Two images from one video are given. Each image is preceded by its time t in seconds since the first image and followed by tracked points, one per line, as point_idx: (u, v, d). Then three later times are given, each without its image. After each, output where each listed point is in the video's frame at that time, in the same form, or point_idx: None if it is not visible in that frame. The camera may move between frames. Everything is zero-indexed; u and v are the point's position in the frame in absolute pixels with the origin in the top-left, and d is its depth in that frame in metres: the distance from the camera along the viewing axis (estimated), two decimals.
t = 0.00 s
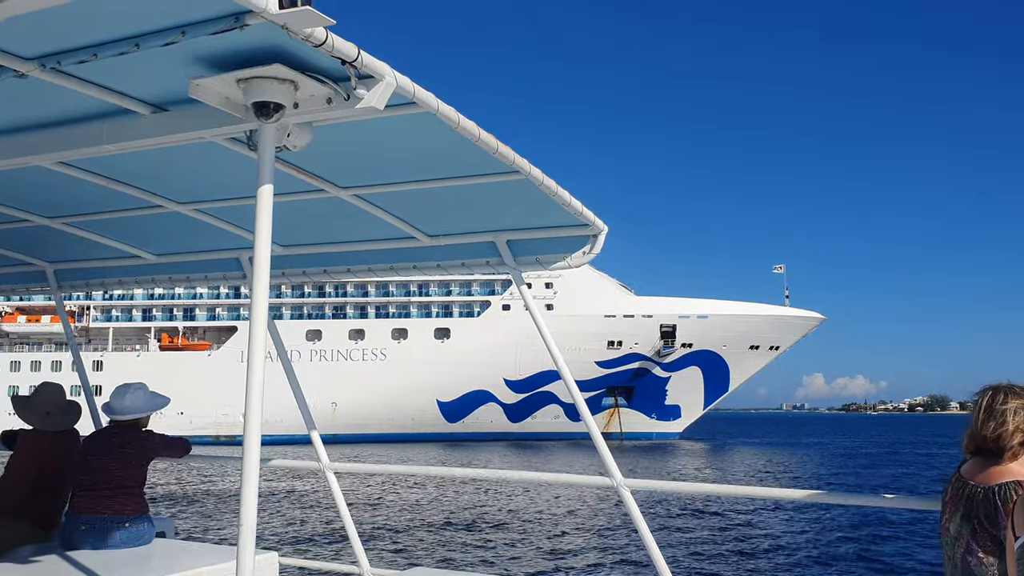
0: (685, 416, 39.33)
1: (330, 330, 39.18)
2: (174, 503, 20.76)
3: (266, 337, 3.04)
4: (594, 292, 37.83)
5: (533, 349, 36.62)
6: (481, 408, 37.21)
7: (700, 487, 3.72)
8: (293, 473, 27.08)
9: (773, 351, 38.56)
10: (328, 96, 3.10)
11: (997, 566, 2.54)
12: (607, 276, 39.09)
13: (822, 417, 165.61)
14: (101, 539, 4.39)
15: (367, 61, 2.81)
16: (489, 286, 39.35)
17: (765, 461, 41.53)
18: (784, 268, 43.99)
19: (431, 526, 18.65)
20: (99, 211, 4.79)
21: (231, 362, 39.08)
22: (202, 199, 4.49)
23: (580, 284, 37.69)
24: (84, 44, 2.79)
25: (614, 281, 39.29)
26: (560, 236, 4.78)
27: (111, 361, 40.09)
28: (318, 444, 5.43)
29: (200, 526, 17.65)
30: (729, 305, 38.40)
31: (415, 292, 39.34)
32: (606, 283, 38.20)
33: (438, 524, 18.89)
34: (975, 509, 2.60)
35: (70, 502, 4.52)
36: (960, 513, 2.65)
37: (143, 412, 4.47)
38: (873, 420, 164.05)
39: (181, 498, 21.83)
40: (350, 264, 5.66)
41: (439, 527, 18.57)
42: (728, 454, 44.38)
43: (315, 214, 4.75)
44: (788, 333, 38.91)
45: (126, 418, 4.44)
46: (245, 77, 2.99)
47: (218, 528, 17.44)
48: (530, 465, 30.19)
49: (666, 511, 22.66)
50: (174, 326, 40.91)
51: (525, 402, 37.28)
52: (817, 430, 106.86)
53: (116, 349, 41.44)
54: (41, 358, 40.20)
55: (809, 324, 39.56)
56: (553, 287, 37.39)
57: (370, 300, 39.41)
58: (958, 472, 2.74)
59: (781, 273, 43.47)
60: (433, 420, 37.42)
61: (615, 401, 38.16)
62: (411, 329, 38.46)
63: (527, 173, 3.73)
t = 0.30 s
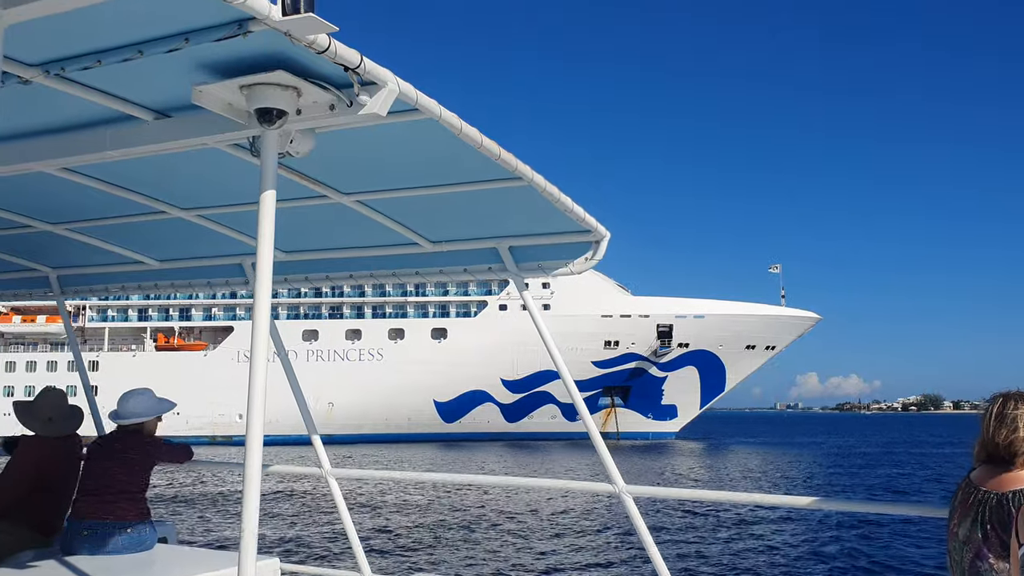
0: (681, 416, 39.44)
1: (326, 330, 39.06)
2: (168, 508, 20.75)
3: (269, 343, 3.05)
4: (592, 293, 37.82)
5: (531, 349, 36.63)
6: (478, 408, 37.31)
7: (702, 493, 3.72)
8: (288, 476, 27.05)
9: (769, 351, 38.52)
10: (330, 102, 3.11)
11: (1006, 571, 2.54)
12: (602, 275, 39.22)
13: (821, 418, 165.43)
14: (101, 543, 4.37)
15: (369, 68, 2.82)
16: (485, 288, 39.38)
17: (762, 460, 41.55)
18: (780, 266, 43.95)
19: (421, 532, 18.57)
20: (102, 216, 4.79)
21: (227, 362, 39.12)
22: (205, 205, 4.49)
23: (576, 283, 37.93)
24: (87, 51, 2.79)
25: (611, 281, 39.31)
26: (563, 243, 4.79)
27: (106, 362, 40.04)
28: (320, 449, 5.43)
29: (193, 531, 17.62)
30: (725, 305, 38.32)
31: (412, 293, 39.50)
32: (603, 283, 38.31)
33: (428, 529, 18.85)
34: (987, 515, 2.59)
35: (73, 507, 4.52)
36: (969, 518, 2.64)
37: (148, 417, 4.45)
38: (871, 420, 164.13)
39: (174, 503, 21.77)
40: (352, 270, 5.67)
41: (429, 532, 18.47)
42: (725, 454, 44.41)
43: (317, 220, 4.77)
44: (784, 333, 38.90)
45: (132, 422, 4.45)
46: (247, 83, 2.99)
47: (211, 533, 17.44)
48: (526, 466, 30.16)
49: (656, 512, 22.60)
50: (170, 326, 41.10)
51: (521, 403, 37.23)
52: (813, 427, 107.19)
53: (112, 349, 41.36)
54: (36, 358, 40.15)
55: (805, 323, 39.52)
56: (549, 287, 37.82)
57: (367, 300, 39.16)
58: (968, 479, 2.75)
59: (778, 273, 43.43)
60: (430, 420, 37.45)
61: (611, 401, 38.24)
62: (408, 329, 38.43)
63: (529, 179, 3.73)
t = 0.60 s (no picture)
0: (677, 416, 39.59)
1: (323, 329, 39.12)
2: (164, 512, 20.76)
3: (271, 349, 3.05)
4: (588, 294, 37.90)
5: (528, 349, 36.60)
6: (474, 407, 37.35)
7: (704, 497, 3.72)
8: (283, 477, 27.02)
9: (766, 351, 38.54)
10: (332, 108, 3.12)
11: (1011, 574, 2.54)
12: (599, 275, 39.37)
13: (819, 417, 165.38)
14: (103, 548, 4.38)
15: (371, 73, 2.82)
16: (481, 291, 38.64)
17: (759, 459, 41.59)
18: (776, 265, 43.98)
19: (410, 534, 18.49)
20: (104, 222, 4.80)
21: (223, 361, 39.15)
22: (207, 211, 4.50)
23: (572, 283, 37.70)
24: (89, 59, 2.80)
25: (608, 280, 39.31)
26: (564, 248, 4.79)
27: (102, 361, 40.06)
28: (321, 452, 5.41)
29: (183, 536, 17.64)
30: (722, 305, 38.35)
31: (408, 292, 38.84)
32: (600, 283, 38.27)
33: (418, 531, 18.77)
34: (993, 519, 2.58)
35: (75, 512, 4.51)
36: (975, 522, 2.64)
37: (156, 421, 4.48)
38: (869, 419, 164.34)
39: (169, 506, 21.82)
40: (354, 275, 5.66)
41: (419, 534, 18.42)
42: (721, 453, 44.48)
43: (318, 226, 4.77)
44: (780, 332, 38.90)
45: (137, 426, 4.45)
46: (250, 89, 3.00)
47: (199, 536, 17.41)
48: (522, 465, 30.18)
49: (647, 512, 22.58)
50: (166, 325, 40.64)
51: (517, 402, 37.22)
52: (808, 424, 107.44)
53: (107, 348, 41.31)
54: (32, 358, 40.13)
55: (801, 323, 39.53)
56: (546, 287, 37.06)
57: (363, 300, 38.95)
58: (973, 482, 2.74)
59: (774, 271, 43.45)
60: (427, 419, 37.51)
61: (609, 400, 37.97)
62: (404, 329, 38.29)
63: (531, 184, 3.73)
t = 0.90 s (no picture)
0: (672, 413, 39.55)
1: (316, 327, 39.02)
2: (160, 517, 20.71)
3: (270, 352, 3.05)
4: (583, 293, 37.80)
5: (522, 348, 36.67)
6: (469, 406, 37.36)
7: (704, 497, 3.72)
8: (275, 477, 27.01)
9: (760, 349, 38.65)
10: (330, 111, 3.11)
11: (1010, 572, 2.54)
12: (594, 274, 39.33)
13: (814, 416, 165.75)
14: (104, 551, 4.36)
15: (368, 76, 2.82)
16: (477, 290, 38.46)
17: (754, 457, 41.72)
18: (770, 263, 44.09)
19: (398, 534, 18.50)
20: (101, 226, 4.79)
21: (217, 360, 39.13)
22: (206, 214, 4.49)
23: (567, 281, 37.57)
24: (87, 63, 2.80)
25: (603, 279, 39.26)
26: (562, 249, 4.79)
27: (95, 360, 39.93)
28: (320, 452, 5.39)
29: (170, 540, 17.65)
30: (716, 303, 38.46)
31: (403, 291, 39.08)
32: (595, 281, 38.19)
33: (405, 531, 18.72)
34: (993, 516, 2.59)
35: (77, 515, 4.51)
36: (975, 520, 2.64)
37: (156, 423, 4.45)
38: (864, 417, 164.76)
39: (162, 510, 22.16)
40: (353, 277, 5.66)
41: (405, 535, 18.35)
42: (716, 450, 44.62)
43: (316, 228, 4.77)
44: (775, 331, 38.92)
45: (137, 429, 4.44)
46: (247, 93, 3.00)
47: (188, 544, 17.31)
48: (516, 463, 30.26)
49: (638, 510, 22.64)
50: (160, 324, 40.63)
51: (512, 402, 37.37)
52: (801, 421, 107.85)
53: (101, 347, 41.25)
54: (25, 356, 40.07)
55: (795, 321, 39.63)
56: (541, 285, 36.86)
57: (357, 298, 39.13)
58: (973, 480, 2.74)
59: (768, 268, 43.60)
60: (422, 418, 37.55)
61: (603, 399, 38.48)
62: (399, 326, 38.27)
63: (530, 186, 3.74)
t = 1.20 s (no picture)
0: (667, 412, 39.68)
1: (313, 326, 38.91)
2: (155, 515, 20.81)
3: (271, 350, 3.04)
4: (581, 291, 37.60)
5: (518, 347, 36.77)
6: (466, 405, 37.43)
7: (705, 493, 3.71)
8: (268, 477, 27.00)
9: (756, 348, 38.70)
10: (330, 108, 3.11)
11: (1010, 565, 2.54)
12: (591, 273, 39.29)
13: (811, 414, 165.98)
14: (105, 550, 4.36)
15: (367, 73, 2.81)
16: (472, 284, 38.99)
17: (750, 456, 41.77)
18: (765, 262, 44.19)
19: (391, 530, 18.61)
20: (100, 226, 4.78)
21: (213, 358, 39.16)
22: (205, 213, 4.48)
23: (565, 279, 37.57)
24: (85, 62, 2.79)
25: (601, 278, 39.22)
26: (562, 246, 4.79)
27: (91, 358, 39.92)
28: (321, 450, 5.39)
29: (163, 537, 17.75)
30: (713, 302, 38.50)
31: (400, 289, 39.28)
32: (593, 280, 38.14)
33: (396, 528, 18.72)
34: (993, 510, 2.59)
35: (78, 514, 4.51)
36: (975, 513, 2.65)
37: (156, 421, 4.45)
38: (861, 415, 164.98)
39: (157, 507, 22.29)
40: (352, 276, 5.65)
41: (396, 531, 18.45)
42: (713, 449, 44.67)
43: (316, 227, 4.77)
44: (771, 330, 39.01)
45: (136, 428, 4.44)
46: (246, 91, 3.00)
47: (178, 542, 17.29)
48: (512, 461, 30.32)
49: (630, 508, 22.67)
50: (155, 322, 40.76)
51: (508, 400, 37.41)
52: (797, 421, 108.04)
53: (96, 344, 41.21)
54: (19, 354, 40.05)
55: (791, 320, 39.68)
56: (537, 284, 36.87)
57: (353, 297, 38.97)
58: (973, 474, 2.74)
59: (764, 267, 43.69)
60: (418, 417, 37.55)
61: (599, 398, 38.52)
62: (395, 325, 38.33)
63: (529, 182, 3.74)
